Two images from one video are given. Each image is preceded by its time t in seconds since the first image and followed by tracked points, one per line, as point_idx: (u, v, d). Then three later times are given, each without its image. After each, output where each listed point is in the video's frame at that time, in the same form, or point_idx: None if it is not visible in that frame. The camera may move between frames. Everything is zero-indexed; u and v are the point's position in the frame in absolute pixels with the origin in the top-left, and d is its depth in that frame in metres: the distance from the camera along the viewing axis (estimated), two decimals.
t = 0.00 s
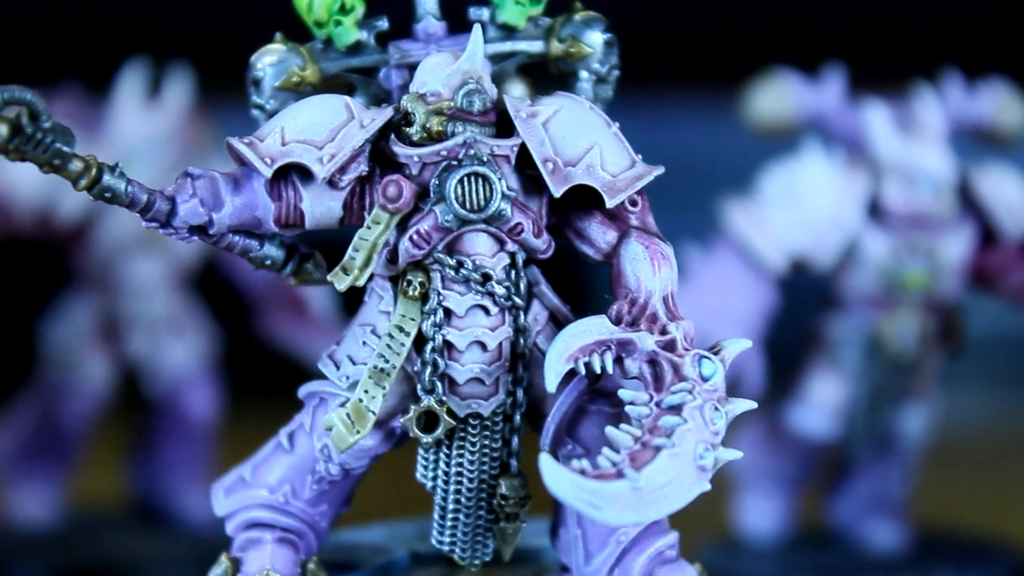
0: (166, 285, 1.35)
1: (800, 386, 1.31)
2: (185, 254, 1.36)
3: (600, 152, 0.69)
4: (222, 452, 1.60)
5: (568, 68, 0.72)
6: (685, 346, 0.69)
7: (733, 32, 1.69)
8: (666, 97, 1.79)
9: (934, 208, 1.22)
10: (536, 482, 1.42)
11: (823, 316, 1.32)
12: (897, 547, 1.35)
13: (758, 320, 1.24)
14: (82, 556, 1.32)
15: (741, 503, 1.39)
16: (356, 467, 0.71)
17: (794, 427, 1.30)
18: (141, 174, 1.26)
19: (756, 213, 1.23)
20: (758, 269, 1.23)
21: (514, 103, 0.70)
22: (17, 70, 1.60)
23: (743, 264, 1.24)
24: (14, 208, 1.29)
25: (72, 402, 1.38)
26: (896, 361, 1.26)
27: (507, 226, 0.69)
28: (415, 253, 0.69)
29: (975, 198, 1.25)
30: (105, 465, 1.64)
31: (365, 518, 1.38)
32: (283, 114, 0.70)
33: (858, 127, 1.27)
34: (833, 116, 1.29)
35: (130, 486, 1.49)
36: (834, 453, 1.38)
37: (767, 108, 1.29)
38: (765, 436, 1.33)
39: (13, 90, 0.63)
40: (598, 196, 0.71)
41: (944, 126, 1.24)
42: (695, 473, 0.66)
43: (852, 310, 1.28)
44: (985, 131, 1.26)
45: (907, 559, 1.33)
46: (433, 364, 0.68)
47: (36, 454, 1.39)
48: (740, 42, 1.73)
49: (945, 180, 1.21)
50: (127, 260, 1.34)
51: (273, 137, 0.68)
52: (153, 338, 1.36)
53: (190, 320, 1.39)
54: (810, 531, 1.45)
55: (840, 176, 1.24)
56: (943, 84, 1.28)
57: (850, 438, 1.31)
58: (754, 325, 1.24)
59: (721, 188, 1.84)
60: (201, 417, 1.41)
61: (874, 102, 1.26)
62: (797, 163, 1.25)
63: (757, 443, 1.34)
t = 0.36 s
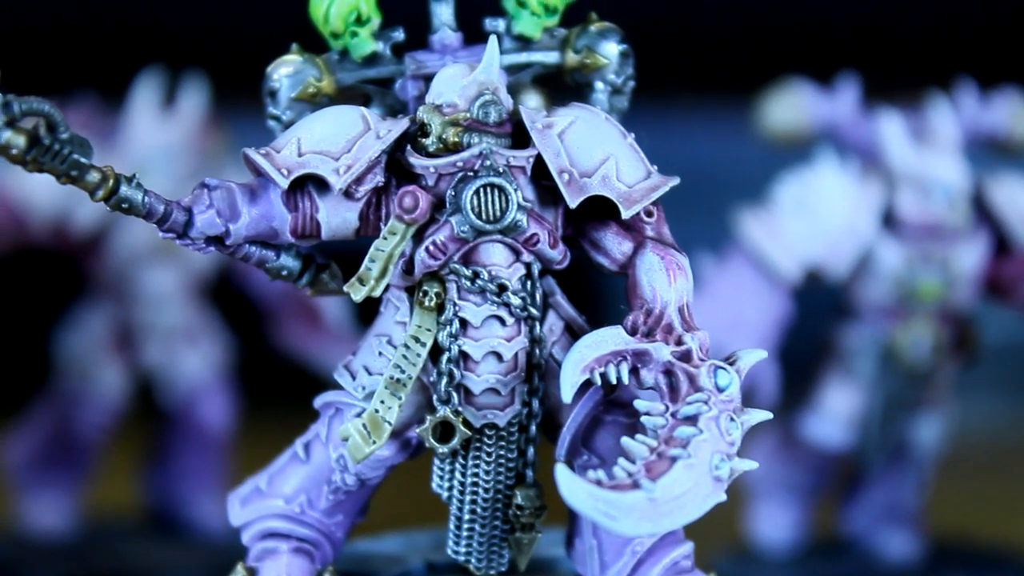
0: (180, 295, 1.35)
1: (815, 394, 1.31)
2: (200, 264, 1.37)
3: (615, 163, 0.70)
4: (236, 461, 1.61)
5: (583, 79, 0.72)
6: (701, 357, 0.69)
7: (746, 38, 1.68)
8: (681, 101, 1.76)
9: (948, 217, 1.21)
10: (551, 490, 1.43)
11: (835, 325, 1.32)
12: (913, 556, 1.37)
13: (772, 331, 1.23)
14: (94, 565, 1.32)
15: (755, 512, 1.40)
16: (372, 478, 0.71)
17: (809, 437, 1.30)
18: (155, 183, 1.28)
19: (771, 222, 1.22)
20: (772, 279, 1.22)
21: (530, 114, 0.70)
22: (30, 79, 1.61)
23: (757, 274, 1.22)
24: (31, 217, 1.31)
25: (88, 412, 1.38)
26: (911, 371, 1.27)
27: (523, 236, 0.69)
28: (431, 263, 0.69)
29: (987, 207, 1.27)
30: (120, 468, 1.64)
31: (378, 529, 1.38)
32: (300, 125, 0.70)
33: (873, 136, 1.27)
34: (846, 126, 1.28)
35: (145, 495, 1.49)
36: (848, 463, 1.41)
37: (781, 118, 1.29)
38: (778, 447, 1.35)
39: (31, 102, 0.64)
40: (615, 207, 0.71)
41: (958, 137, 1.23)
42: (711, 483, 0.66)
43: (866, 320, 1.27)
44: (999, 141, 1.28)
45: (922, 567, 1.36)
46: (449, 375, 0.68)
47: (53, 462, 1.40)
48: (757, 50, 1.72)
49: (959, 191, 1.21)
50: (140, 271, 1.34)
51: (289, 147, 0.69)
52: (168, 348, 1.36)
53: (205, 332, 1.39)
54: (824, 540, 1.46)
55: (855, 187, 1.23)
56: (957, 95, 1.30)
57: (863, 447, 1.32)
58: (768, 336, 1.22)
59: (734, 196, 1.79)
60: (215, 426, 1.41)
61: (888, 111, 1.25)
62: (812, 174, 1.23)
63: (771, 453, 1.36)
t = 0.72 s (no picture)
0: (194, 310, 1.36)
1: (828, 409, 1.34)
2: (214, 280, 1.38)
3: (631, 179, 0.70)
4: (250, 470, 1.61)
5: (598, 96, 0.73)
6: (716, 372, 0.69)
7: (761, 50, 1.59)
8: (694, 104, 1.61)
9: (962, 232, 1.24)
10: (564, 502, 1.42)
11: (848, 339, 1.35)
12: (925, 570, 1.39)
13: (788, 344, 1.25)
14: None
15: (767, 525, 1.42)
16: (389, 493, 0.71)
17: (823, 451, 1.33)
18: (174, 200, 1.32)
19: (786, 237, 1.24)
20: (785, 294, 1.24)
21: (546, 130, 0.71)
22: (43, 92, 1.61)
23: (771, 288, 1.25)
24: (49, 231, 1.34)
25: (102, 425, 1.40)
26: (924, 386, 1.30)
27: (540, 252, 0.70)
28: (447, 279, 0.69)
29: (1002, 223, 1.29)
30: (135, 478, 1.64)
31: (393, 543, 1.40)
32: (316, 141, 0.70)
33: (886, 152, 1.31)
34: (860, 139, 1.33)
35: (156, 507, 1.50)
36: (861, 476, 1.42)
37: (794, 133, 1.37)
38: (793, 461, 1.36)
39: (50, 118, 0.64)
40: (630, 223, 0.71)
41: (971, 151, 1.27)
42: (726, 499, 0.66)
43: (880, 335, 1.30)
44: (1011, 156, 1.32)
45: None
46: (465, 390, 0.69)
47: (65, 475, 1.41)
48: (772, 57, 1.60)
49: (972, 205, 1.23)
50: (154, 286, 1.35)
51: (306, 164, 0.69)
52: (182, 360, 1.37)
53: (219, 345, 1.41)
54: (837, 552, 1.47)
55: (869, 201, 1.26)
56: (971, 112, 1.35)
57: (878, 461, 1.36)
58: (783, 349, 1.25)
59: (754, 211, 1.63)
60: (230, 440, 1.41)
61: (902, 127, 1.30)
62: (826, 188, 1.26)
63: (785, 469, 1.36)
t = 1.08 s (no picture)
0: (210, 325, 1.35)
1: (843, 423, 1.31)
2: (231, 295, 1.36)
3: (647, 196, 0.70)
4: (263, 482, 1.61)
5: (615, 111, 0.73)
6: (733, 388, 0.69)
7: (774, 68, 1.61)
8: (703, 123, 1.67)
9: (978, 247, 1.21)
10: (579, 515, 1.42)
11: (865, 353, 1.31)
12: None
13: (802, 359, 1.25)
14: None
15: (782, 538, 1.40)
16: (406, 508, 0.71)
17: (835, 464, 1.31)
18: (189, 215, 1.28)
19: (800, 253, 1.23)
20: (800, 309, 1.24)
21: (563, 146, 0.71)
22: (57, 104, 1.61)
23: (785, 302, 1.25)
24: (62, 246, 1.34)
25: (118, 439, 1.39)
26: (940, 402, 1.27)
27: (556, 268, 0.70)
28: (465, 294, 0.69)
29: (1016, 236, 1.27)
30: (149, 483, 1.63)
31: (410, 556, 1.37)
32: (334, 157, 0.71)
33: (901, 166, 1.28)
34: (874, 156, 1.29)
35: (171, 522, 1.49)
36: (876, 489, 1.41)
37: (809, 148, 1.30)
38: (808, 474, 1.35)
39: (70, 135, 0.65)
40: (647, 239, 0.72)
41: (986, 166, 1.24)
42: (743, 514, 0.66)
43: (894, 349, 1.27)
44: None
45: None
46: (482, 406, 0.69)
47: (82, 488, 1.40)
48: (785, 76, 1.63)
49: (988, 220, 1.21)
50: (171, 300, 1.34)
51: (323, 180, 0.69)
52: (197, 373, 1.36)
53: (235, 358, 1.39)
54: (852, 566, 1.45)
55: (882, 216, 1.23)
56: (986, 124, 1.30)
57: (892, 476, 1.33)
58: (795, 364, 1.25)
59: (768, 225, 1.69)
60: (247, 454, 1.41)
61: (917, 142, 1.26)
62: (841, 204, 1.24)
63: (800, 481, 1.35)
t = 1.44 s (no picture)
0: (225, 340, 1.33)
1: (857, 438, 1.32)
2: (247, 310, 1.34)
3: (663, 212, 0.70)
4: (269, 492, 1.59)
5: (631, 126, 0.73)
6: (749, 404, 0.69)
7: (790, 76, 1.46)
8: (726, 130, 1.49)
9: (992, 261, 1.25)
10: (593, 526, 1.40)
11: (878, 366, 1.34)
12: None
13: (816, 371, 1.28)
14: None
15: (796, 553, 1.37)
16: (422, 523, 0.71)
17: (850, 479, 1.31)
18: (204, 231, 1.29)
19: (814, 265, 1.28)
20: (815, 322, 1.27)
21: (579, 162, 0.71)
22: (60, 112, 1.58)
23: (801, 315, 1.28)
24: (77, 259, 1.32)
25: (134, 452, 1.36)
26: (954, 415, 1.29)
27: (572, 283, 0.70)
28: (481, 310, 0.70)
29: None
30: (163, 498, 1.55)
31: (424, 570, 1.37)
32: (350, 173, 0.71)
33: (916, 182, 1.31)
34: (890, 170, 1.33)
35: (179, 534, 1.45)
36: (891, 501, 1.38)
37: (824, 161, 1.39)
38: (821, 489, 1.33)
39: (87, 151, 0.65)
40: (663, 254, 0.72)
41: (999, 179, 1.29)
42: (759, 530, 0.66)
43: (910, 364, 1.29)
44: None
45: None
46: (498, 421, 0.69)
47: (97, 501, 1.38)
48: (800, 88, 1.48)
49: (1002, 234, 1.24)
50: (186, 314, 1.32)
51: (340, 196, 0.69)
52: (213, 388, 1.34)
53: (249, 373, 1.37)
54: None
55: (898, 230, 1.27)
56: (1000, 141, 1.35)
57: (908, 490, 1.32)
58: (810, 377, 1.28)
59: (782, 239, 1.47)
60: (260, 467, 1.38)
61: (932, 158, 1.31)
62: (856, 219, 1.28)
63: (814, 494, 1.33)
